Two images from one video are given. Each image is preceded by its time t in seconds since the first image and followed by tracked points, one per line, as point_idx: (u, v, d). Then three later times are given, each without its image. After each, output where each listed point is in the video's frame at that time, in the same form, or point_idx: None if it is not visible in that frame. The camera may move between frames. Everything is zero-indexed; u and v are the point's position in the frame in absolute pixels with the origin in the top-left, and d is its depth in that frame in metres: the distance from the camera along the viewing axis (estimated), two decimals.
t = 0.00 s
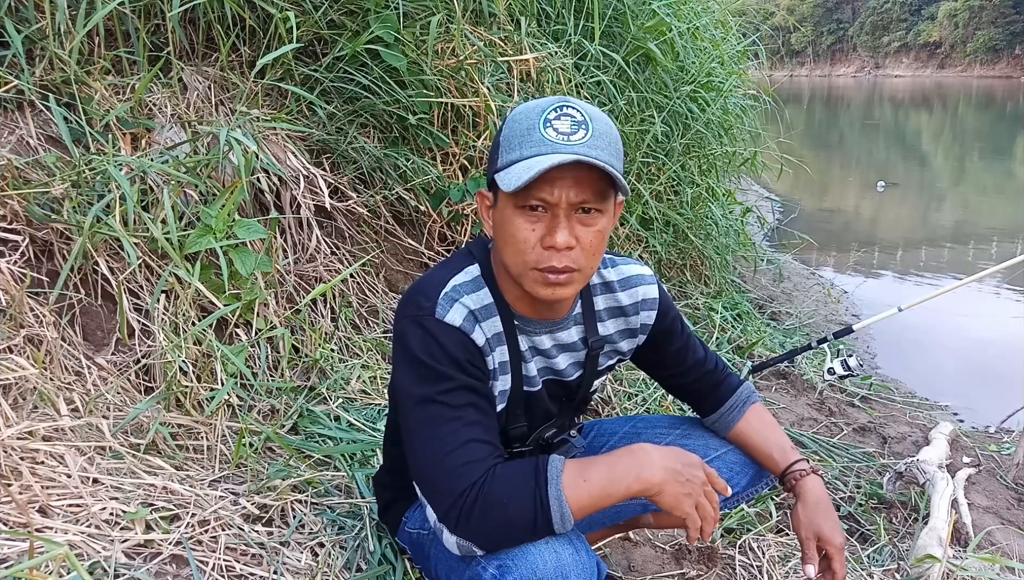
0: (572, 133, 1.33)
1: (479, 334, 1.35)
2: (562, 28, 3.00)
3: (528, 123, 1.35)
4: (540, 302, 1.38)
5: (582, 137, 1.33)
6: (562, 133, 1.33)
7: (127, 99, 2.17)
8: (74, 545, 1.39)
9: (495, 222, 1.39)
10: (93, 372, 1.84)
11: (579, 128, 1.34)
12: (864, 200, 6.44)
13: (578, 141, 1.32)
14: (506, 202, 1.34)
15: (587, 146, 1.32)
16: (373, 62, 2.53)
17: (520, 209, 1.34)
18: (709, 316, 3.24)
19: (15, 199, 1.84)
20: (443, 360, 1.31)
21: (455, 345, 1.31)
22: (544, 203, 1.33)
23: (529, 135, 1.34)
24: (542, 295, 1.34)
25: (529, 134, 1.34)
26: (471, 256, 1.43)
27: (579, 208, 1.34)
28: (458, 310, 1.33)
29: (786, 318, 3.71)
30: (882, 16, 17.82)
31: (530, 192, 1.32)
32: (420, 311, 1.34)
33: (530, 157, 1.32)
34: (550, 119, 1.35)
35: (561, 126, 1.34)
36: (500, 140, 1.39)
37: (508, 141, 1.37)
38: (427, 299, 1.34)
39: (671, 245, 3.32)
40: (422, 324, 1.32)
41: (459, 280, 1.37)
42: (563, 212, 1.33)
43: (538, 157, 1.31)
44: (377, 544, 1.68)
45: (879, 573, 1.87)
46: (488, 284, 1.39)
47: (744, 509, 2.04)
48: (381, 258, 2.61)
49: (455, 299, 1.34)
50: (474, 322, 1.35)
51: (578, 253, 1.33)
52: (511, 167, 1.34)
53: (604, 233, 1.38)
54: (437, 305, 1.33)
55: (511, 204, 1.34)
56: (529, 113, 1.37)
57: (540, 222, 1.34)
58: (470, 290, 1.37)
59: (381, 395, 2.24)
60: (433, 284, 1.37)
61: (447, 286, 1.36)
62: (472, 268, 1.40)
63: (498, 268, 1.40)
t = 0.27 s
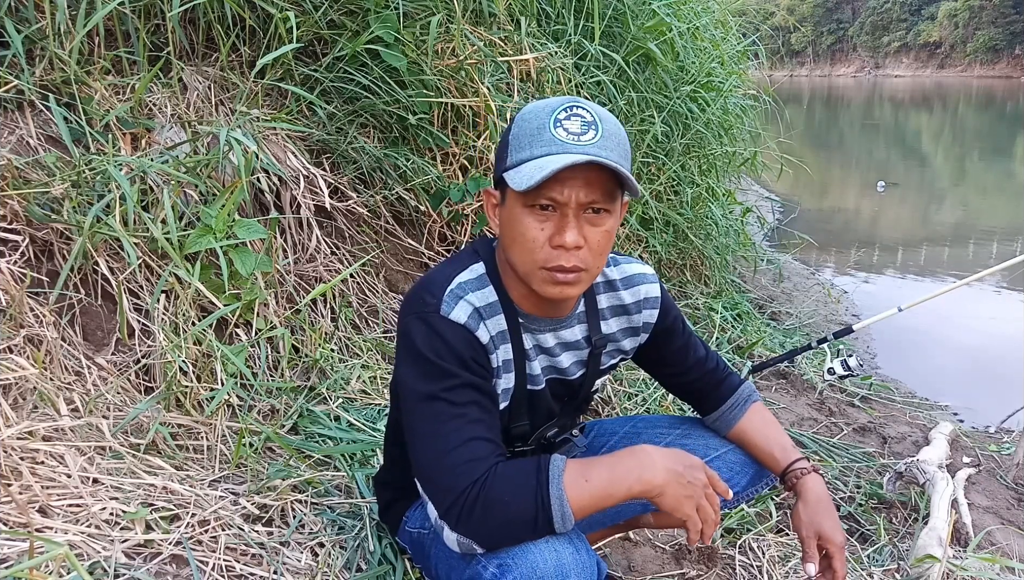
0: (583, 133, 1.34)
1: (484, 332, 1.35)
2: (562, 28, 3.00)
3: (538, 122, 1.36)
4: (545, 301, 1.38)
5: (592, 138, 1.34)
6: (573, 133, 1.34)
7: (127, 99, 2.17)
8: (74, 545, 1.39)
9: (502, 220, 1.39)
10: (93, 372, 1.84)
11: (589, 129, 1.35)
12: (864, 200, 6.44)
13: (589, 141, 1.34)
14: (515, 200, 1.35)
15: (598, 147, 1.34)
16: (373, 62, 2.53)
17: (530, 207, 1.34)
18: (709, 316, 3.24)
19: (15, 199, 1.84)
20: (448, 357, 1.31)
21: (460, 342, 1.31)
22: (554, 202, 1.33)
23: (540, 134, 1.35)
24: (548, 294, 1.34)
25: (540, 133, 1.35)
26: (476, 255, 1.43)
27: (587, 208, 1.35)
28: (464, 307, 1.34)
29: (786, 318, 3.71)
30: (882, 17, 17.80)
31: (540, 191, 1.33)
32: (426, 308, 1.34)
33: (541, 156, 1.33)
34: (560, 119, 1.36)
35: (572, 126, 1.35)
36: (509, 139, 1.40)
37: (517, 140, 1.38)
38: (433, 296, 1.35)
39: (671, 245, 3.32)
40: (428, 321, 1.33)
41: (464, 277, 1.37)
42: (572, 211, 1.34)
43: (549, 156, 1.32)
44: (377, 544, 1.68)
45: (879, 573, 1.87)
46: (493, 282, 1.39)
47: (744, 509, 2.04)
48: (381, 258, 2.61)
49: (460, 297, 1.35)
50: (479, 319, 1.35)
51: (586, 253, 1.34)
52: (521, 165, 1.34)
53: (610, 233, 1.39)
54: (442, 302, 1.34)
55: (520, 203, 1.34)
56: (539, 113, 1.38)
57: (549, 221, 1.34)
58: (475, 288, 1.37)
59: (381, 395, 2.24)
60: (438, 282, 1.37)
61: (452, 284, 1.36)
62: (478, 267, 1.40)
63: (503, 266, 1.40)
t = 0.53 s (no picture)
0: (596, 134, 1.35)
1: (488, 330, 1.35)
2: (562, 28, 3.00)
3: (551, 122, 1.36)
4: (551, 299, 1.38)
5: (605, 138, 1.35)
6: (586, 133, 1.35)
7: (127, 99, 2.17)
8: (74, 545, 1.39)
9: (511, 217, 1.38)
10: (93, 372, 1.84)
11: (602, 130, 1.36)
12: (864, 200, 6.44)
13: (602, 142, 1.34)
14: (527, 198, 1.35)
15: (611, 147, 1.34)
16: (373, 62, 2.53)
17: (541, 206, 1.34)
18: (709, 315, 3.24)
19: (15, 199, 1.84)
20: (452, 356, 1.31)
21: (464, 340, 1.31)
22: (566, 201, 1.33)
23: (553, 133, 1.35)
24: (557, 292, 1.34)
25: (553, 132, 1.35)
26: (481, 253, 1.43)
27: (598, 208, 1.35)
28: (468, 306, 1.34)
29: (786, 318, 3.71)
30: (883, 16, 17.79)
31: (553, 189, 1.33)
32: (430, 306, 1.34)
33: (555, 154, 1.33)
34: (573, 119, 1.36)
35: (585, 126, 1.36)
36: (521, 137, 1.40)
37: (530, 138, 1.38)
38: (438, 294, 1.35)
39: (671, 245, 3.32)
40: (432, 319, 1.33)
41: (469, 275, 1.37)
42: (583, 211, 1.34)
43: (563, 155, 1.32)
44: (377, 544, 1.68)
45: (879, 573, 1.87)
46: (498, 280, 1.39)
47: (745, 509, 2.04)
48: (381, 258, 2.61)
49: (465, 294, 1.35)
50: (483, 318, 1.35)
51: (596, 253, 1.34)
52: (534, 164, 1.34)
53: (618, 233, 1.39)
54: (447, 300, 1.34)
55: (532, 200, 1.34)
56: (552, 112, 1.38)
57: (560, 220, 1.34)
58: (480, 286, 1.37)
59: (381, 395, 2.24)
60: (443, 280, 1.37)
61: (457, 281, 1.36)
62: (482, 264, 1.40)
63: (510, 263, 1.39)
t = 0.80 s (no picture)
0: (606, 131, 1.36)
1: (492, 328, 1.35)
2: (562, 28, 3.00)
3: (563, 118, 1.37)
4: (559, 294, 1.39)
5: (615, 136, 1.36)
6: (597, 130, 1.36)
7: (127, 99, 2.17)
8: (74, 545, 1.39)
9: (521, 212, 1.39)
10: (93, 372, 1.84)
11: (612, 127, 1.37)
12: (864, 200, 6.44)
13: (613, 139, 1.35)
14: (538, 193, 1.35)
15: (621, 144, 1.35)
16: (373, 62, 2.53)
17: (552, 201, 1.35)
18: (709, 315, 3.24)
19: (15, 199, 1.84)
20: (456, 355, 1.30)
21: (469, 338, 1.31)
22: (576, 197, 1.34)
23: (565, 129, 1.36)
24: (564, 288, 1.35)
25: (565, 128, 1.36)
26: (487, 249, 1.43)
27: (607, 204, 1.36)
28: (475, 303, 1.33)
29: (786, 318, 3.71)
30: (883, 17, 17.79)
31: (564, 185, 1.33)
32: (437, 303, 1.34)
33: (566, 150, 1.34)
34: (584, 115, 1.37)
35: (595, 123, 1.37)
36: (531, 132, 1.40)
37: (541, 134, 1.38)
38: (444, 291, 1.34)
39: (671, 245, 3.32)
40: (438, 316, 1.32)
41: (476, 272, 1.37)
42: (593, 207, 1.35)
43: (574, 151, 1.33)
44: (377, 544, 1.68)
45: (879, 573, 1.87)
46: (504, 275, 1.38)
47: (744, 509, 2.04)
48: (381, 258, 2.61)
49: (472, 291, 1.34)
50: (489, 314, 1.35)
51: (604, 249, 1.35)
52: (546, 159, 1.34)
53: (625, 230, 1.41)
54: (453, 297, 1.33)
55: (543, 195, 1.35)
56: (563, 108, 1.39)
57: (569, 216, 1.35)
58: (486, 282, 1.36)
59: (381, 395, 2.24)
60: (449, 277, 1.36)
61: (464, 278, 1.35)
62: (489, 260, 1.40)
63: (518, 257, 1.40)
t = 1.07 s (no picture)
0: (610, 123, 1.35)
1: (495, 320, 1.34)
2: (562, 28, 3.00)
3: (567, 110, 1.37)
4: (565, 284, 1.40)
5: (619, 127, 1.35)
6: (601, 122, 1.35)
7: (127, 99, 2.17)
8: (74, 545, 1.39)
9: (526, 203, 1.40)
10: (93, 372, 1.84)
11: (616, 118, 1.36)
12: (864, 200, 6.44)
13: (617, 130, 1.35)
14: (542, 185, 1.37)
15: (625, 136, 1.35)
16: (373, 62, 2.53)
17: (556, 192, 1.36)
18: (709, 315, 3.24)
19: (15, 199, 1.84)
20: (457, 349, 1.30)
21: (471, 330, 1.31)
22: (579, 187, 1.35)
23: (568, 122, 1.36)
24: (569, 278, 1.36)
25: (569, 120, 1.36)
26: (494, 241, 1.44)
27: (610, 195, 1.37)
28: (480, 294, 1.33)
29: (786, 318, 3.71)
30: (883, 17, 17.77)
31: (567, 176, 1.35)
32: (444, 296, 1.33)
33: (570, 142, 1.34)
34: (588, 107, 1.37)
35: (599, 115, 1.36)
36: (536, 125, 1.41)
37: (546, 127, 1.39)
38: (450, 283, 1.34)
39: (671, 245, 3.32)
40: (445, 308, 1.32)
41: (484, 266, 1.37)
42: (596, 197, 1.36)
43: (578, 143, 1.33)
44: (376, 544, 1.68)
45: (879, 573, 1.87)
46: (510, 266, 1.39)
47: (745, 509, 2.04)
48: (381, 258, 2.61)
49: (478, 284, 1.34)
50: (494, 306, 1.35)
51: (608, 239, 1.36)
52: (550, 151, 1.36)
53: (629, 220, 1.41)
54: (459, 289, 1.33)
55: (546, 187, 1.36)
56: (568, 100, 1.39)
57: (573, 206, 1.36)
58: (492, 275, 1.37)
59: (381, 395, 2.24)
60: (456, 270, 1.36)
61: (470, 272, 1.36)
62: (496, 252, 1.40)
63: (524, 248, 1.41)
